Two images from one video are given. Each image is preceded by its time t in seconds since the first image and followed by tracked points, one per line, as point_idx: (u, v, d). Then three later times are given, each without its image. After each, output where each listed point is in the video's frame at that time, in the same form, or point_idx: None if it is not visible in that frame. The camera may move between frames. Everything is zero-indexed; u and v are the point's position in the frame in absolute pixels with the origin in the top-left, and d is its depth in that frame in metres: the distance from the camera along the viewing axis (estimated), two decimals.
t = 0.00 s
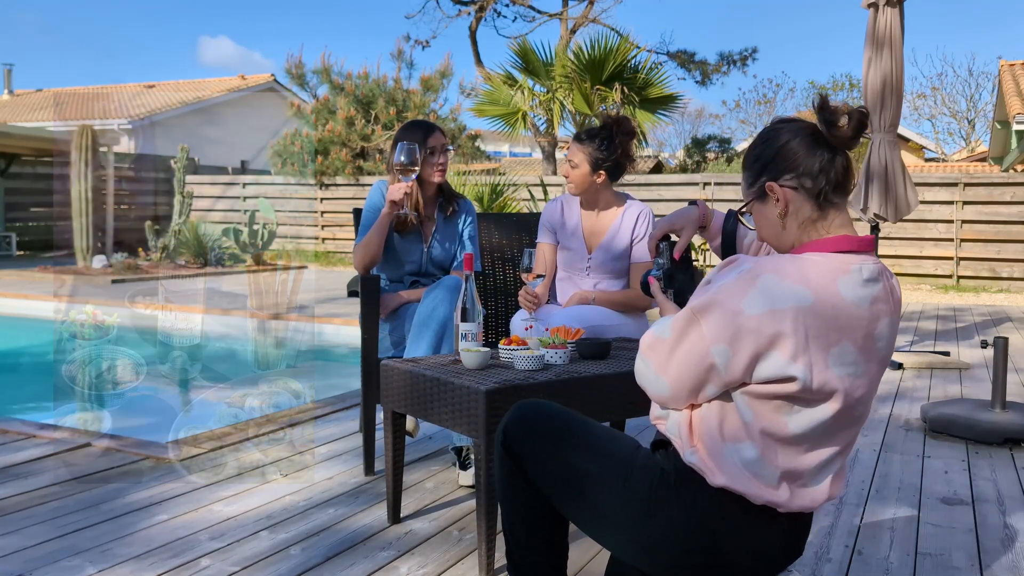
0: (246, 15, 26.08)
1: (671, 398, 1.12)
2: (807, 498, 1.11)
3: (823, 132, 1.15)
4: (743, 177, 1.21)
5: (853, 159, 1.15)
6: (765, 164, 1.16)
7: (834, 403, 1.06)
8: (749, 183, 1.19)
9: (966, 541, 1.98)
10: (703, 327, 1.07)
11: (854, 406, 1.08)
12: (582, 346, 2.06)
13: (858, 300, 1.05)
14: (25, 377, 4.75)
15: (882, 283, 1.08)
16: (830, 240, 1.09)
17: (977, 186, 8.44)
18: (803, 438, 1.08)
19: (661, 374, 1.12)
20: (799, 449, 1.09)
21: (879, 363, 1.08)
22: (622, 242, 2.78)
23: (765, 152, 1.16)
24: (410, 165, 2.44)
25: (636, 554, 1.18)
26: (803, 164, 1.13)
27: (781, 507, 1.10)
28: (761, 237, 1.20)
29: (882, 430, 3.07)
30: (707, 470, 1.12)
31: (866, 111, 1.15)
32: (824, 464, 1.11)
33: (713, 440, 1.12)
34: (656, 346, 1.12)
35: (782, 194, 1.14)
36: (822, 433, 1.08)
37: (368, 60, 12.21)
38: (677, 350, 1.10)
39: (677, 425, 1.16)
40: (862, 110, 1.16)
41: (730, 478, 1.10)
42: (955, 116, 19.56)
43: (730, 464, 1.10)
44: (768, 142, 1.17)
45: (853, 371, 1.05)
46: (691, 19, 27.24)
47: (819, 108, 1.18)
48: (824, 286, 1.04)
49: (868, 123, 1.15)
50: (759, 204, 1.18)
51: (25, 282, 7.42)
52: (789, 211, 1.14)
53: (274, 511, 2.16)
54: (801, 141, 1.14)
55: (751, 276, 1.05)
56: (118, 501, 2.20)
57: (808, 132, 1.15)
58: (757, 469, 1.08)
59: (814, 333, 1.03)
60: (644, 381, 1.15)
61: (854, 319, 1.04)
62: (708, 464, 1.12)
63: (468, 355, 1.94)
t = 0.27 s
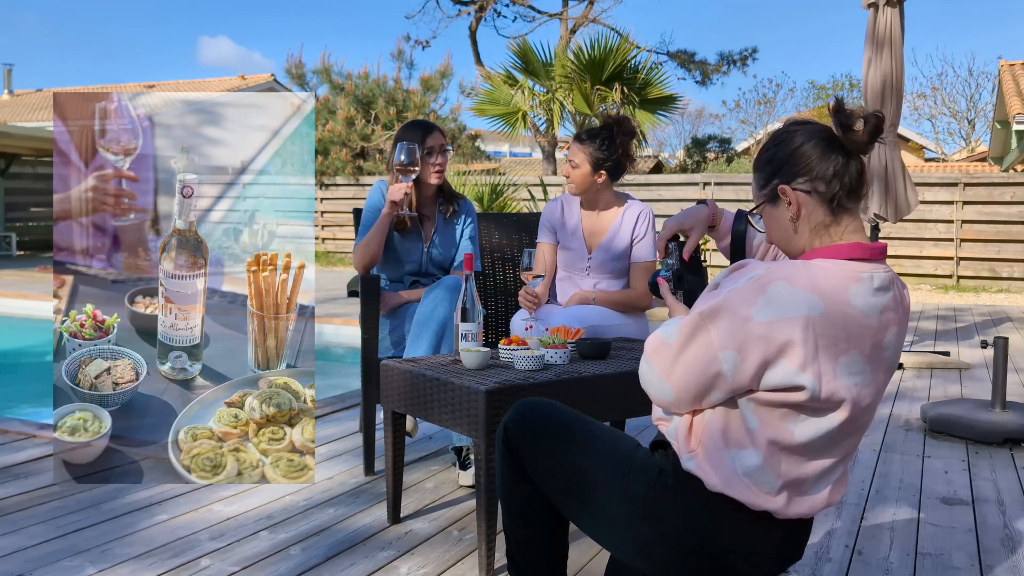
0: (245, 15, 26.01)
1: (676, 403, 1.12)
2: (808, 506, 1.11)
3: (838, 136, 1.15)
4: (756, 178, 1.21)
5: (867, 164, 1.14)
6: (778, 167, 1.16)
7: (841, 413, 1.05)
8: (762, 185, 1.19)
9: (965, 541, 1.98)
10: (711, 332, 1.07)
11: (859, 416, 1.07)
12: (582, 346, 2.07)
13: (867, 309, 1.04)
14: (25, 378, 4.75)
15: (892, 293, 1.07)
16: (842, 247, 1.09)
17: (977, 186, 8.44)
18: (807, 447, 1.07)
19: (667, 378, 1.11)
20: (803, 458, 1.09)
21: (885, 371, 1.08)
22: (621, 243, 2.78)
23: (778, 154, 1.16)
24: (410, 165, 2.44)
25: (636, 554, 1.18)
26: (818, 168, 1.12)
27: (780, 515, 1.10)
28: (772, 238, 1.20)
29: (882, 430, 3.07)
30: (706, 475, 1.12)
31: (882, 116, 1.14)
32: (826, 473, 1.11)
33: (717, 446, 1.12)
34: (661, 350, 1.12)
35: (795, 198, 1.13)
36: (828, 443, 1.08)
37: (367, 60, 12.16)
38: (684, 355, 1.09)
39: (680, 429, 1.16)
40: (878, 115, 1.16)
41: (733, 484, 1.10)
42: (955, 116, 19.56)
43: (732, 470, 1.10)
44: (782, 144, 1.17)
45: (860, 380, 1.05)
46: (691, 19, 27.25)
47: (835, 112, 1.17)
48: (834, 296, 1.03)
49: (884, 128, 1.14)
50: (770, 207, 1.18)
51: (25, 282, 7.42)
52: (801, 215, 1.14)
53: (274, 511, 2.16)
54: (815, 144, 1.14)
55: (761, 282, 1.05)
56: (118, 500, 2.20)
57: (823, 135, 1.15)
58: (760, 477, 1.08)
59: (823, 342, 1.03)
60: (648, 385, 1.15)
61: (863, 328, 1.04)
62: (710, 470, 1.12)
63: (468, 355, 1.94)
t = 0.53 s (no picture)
0: (245, 15, 25.98)
1: (673, 403, 1.12)
2: (805, 506, 1.11)
3: (841, 135, 1.15)
4: (756, 176, 1.21)
5: (868, 163, 1.14)
6: (779, 165, 1.16)
7: (840, 413, 1.05)
8: (762, 183, 1.19)
9: (966, 542, 1.98)
10: (709, 332, 1.07)
11: (858, 416, 1.07)
12: (582, 346, 2.06)
13: (867, 310, 1.04)
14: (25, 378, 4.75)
15: (892, 293, 1.07)
16: (843, 247, 1.09)
17: (977, 185, 8.44)
18: (806, 447, 1.08)
19: (665, 378, 1.11)
20: (801, 458, 1.09)
21: (884, 371, 1.08)
22: (621, 243, 2.78)
23: (780, 152, 1.16)
24: (408, 164, 2.44)
25: (634, 553, 1.18)
26: (818, 167, 1.12)
27: (777, 515, 1.10)
28: (772, 237, 1.20)
29: (882, 430, 3.07)
30: (703, 475, 1.12)
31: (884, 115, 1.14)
32: (824, 473, 1.11)
33: (715, 446, 1.12)
34: (660, 350, 1.12)
35: (795, 197, 1.14)
36: (826, 443, 1.08)
37: (367, 60, 12.06)
38: (682, 355, 1.09)
39: (678, 428, 1.15)
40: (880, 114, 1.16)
41: (731, 484, 1.10)
42: (955, 116, 19.55)
43: (731, 470, 1.10)
44: (783, 142, 1.17)
45: (859, 381, 1.05)
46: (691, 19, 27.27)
47: (837, 111, 1.17)
48: (833, 297, 1.03)
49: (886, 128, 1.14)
50: (771, 206, 1.18)
51: (24, 283, 7.42)
52: (801, 214, 1.14)
53: (274, 511, 2.16)
54: (816, 143, 1.14)
55: (760, 283, 1.05)
56: (118, 500, 2.20)
57: (826, 134, 1.15)
58: (757, 478, 1.08)
59: (822, 343, 1.03)
60: (647, 385, 1.15)
61: (863, 329, 1.04)
62: (708, 469, 1.12)
63: (468, 355, 1.93)
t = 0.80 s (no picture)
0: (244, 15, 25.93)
1: (672, 405, 1.12)
2: (806, 505, 1.11)
3: (837, 135, 1.15)
4: (753, 176, 1.21)
5: (865, 162, 1.14)
6: (776, 165, 1.16)
7: (839, 413, 1.05)
8: (759, 183, 1.19)
9: (966, 542, 1.98)
10: (708, 333, 1.07)
11: (857, 415, 1.07)
12: (582, 346, 2.06)
13: (865, 309, 1.04)
14: (25, 378, 4.75)
15: (890, 292, 1.07)
16: (840, 246, 1.09)
17: (977, 185, 8.44)
18: (807, 447, 1.08)
19: (663, 380, 1.11)
20: (801, 457, 1.09)
21: (883, 369, 1.08)
22: (621, 243, 2.78)
23: (776, 152, 1.16)
24: (408, 164, 2.44)
25: (636, 552, 1.18)
26: (815, 167, 1.12)
27: (778, 515, 1.10)
28: (770, 237, 1.20)
29: (882, 430, 3.07)
30: (703, 476, 1.12)
31: (880, 113, 1.14)
32: (825, 472, 1.11)
33: (715, 446, 1.12)
34: (659, 352, 1.12)
35: (792, 197, 1.14)
36: (826, 442, 1.08)
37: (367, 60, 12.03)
38: (681, 357, 1.09)
39: (677, 429, 1.16)
40: (876, 112, 1.15)
41: (731, 485, 1.10)
42: (955, 116, 19.56)
43: (730, 470, 1.10)
44: (779, 142, 1.16)
45: (859, 379, 1.05)
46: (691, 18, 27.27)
47: (833, 109, 1.17)
48: (832, 297, 1.03)
49: (882, 126, 1.14)
50: (768, 206, 1.18)
51: (24, 283, 7.42)
52: (798, 214, 1.14)
53: (274, 511, 2.16)
54: (813, 143, 1.14)
55: (758, 284, 1.05)
56: (118, 500, 2.20)
57: (822, 134, 1.14)
58: (758, 478, 1.08)
59: (820, 343, 1.03)
60: (646, 386, 1.15)
61: (862, 329, 1.04)
62: (708, 470, 1.12)
63: (468, 355, 1.93)
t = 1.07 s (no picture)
0: (244, 14, 25.90)
1: (673, 406, 1.12)
2: (807, 505, 1.11)
3: (834, 135, 1.15)
4: (752, 177, 1.21)
5: (863, 161, 1.14)
6: (774, 166, 1.16)
7: (840, 412, 1.05)
8: (758, 183, 1.19)
9: (966, 542, 1.97)
10: (709, 334, 1.07)
11: (858, 414, 1.07)
12: (582, 346, 2.06)
13: (865, 309, 1.04)
14: (25, 378, 4.76)
15: (890, 291, 1.07)
16: (840, 246, 1.09)
17: (977, 185, 8.44)
18: (808, 446, 1.07)
19: (665, 381, 1.11)
20: (803, 457, 1.09)
21: (884, 368, 1.08)
22: (622, 243, 2.78)
23: (774, 152, 1.16)
24: (408, 165, 2.44)
25: (636, 551, 1.18)
26: (814, 167, 1.12)
27: (779, 514, 1.10)
28: (770, 237, 1.20)
29: (882, 430, 3.07)
30: (704, 475, 1.13)
31: (877, 113, 1.14)
32: (826, 471, 1.11)
33: (717, 447, 1.12)
34: (660, 352, 1.12)
35: (791, 197, 1.14)
36: (827, 441, 1.08)
37: (367, 60, 12.06)
38: (682, 357, 1.09)
39: (679, 429, 1.16)
40: (874, 111, 1.15)
41: (732, 484, 1.10)
42: (955, 116, 19.56)
43: (731, 470, 1.10)
44: (777, 142, 1.16)
45: (859, 379, 1.05)
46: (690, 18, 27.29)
47: (831, 110, 1.17)
48: (832, 297, 1.03)
49: (880, 125, 1.14)
50: (767, 206, 1.18)
51: (24, 282, 7.42)
52: (797, 214, 1.14)
53: (274, 511, 2.16)
54: (811, 143, 1.13)
55: (758, 284, 1.05)
56: (118, 500, 2.20)
57: (820, 134, 1.14)
58: (759, 478, 1.08)
59: (821, 343, 1.03)
60: (647, 387, 1.15)
61: (862, 328, 1.04)
62: (709, 470, 1.12)
63: (468, 355, 1.94)
